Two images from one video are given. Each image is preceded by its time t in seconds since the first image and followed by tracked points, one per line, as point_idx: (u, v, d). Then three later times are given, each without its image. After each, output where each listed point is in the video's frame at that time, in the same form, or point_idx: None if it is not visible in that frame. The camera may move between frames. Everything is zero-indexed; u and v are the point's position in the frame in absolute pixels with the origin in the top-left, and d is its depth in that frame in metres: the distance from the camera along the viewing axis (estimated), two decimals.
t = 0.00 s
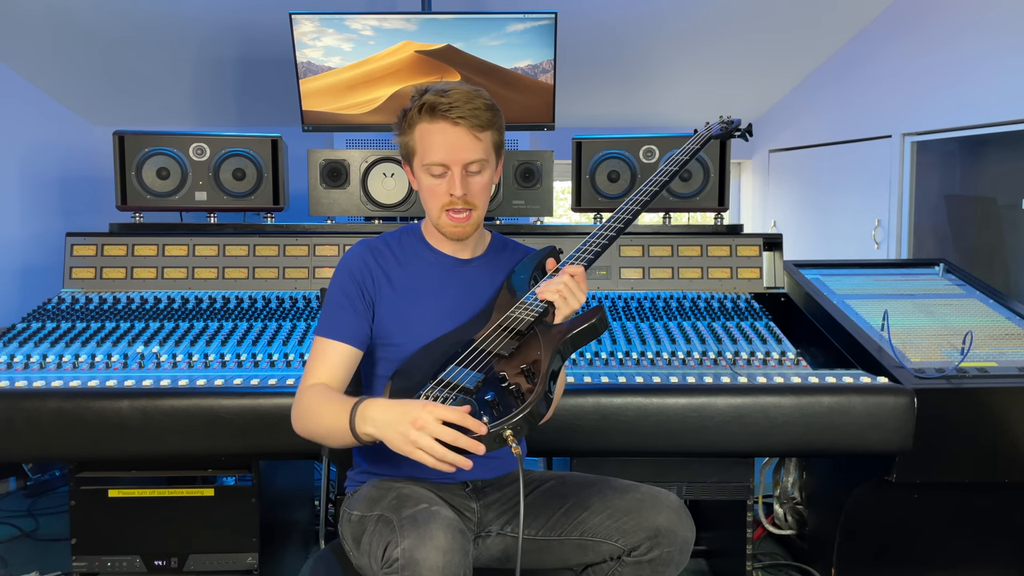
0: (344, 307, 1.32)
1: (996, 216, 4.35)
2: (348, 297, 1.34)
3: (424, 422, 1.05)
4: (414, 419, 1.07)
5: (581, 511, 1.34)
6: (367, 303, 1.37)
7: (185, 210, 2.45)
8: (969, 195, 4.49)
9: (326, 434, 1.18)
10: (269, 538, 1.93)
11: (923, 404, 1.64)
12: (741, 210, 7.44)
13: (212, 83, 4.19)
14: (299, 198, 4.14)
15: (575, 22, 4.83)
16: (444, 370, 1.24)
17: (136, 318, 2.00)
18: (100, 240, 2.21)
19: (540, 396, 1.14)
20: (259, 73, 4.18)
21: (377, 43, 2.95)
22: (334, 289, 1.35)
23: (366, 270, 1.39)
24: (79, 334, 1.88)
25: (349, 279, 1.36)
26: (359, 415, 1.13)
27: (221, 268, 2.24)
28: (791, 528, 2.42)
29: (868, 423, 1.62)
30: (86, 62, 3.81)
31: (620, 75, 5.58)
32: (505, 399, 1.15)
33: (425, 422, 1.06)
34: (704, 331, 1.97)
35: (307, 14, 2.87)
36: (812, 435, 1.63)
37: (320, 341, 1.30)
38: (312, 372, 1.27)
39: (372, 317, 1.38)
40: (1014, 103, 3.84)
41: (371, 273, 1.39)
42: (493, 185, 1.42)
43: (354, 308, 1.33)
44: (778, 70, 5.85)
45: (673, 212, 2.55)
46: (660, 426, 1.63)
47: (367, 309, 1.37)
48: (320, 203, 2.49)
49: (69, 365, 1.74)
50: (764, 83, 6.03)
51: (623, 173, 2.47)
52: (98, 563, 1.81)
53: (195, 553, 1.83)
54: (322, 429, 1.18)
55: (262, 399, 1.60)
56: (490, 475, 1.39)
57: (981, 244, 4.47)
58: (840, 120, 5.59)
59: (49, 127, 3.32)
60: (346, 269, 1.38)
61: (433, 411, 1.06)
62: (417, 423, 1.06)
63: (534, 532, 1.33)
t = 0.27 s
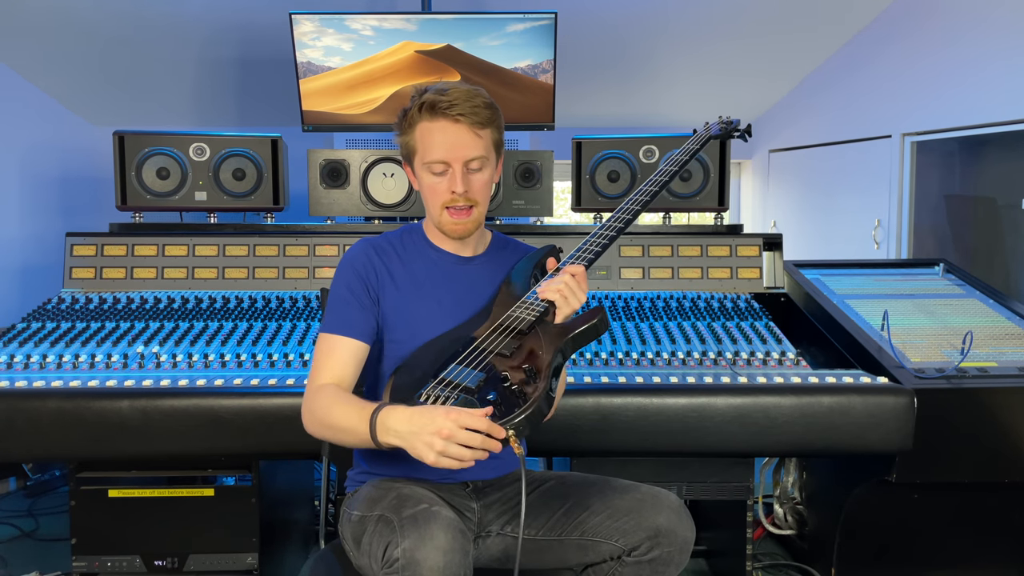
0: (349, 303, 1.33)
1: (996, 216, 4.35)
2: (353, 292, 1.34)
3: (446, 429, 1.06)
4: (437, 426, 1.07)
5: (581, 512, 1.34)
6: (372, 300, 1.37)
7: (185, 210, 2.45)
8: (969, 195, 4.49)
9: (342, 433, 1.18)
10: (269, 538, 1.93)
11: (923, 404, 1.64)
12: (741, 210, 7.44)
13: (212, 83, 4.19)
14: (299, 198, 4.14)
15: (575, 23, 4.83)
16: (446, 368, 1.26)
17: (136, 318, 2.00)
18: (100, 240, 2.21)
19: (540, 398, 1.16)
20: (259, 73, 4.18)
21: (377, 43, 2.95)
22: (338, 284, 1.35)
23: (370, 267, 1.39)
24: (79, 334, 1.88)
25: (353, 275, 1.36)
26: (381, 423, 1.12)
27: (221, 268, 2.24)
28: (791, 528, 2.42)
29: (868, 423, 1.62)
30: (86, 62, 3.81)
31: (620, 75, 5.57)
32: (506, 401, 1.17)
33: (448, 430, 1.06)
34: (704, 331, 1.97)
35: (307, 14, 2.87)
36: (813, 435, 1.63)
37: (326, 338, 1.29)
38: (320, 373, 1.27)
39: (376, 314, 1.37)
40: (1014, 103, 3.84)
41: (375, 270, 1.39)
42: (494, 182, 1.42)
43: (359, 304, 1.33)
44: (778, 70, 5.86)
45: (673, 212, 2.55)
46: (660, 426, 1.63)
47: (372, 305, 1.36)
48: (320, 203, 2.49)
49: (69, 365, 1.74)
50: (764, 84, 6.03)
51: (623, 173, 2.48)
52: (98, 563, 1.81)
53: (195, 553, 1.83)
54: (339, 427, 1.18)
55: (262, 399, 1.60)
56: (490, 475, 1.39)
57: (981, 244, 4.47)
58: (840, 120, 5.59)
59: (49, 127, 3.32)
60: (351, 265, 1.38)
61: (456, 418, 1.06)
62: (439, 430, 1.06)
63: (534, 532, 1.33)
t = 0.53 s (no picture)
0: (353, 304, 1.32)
1: (996, 217, 4.34)
2: (357, 293, 1.33)
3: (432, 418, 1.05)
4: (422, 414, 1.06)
5: (581, 512, 1.34)
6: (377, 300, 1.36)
7: (185, 210, 2.45)
8: (968, 195, 4.49)
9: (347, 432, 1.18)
10: (269, 538, 1.93)
11: (923, 404, 1.64)
12: (741, 210, 7.44)
13: (212, 83, 4.19)
14: (299, 198, 4.14)
15: (575, 23, 4.84)
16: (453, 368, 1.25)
17: (136, 318, 2.00)
18: (100, 240, 2.21)
19: (551, 392, 1.14)
20: (259, 73, 4.18)
21: (377, 43, 2.95)
22: (343, 286, 1.34)
23: (374, 268, 1.39)
24: (79, 334, 1.88)
25: (357, 276, 1.36)
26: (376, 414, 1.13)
27: (221, 268, 2.24)
28: (791, 528, 2.42)
29: (869, 423, 1.62)
30: (87, 62, 3.81)
31: (620, 75, 5.57)
32: (516, 396, 1.15)
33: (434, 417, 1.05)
34: (704, 331, 1.97)
35: (307, 14, 2.87)
36: (813, 435, 1.63)
37: (332, 339, 1.30)
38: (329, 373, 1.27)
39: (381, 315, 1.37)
40: (1015, 103, 3.84)
41: (379, 270, 1.39)
42: (495, 179, 1.42)
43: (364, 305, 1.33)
44: (778, 70, 5.86)
45: (673, 212, 2.55)
46: (660, 427, 1.63)
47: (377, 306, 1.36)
48: (320, 203, 2.49)
49: (69, 365, 1.74)
50: (764, 84, 6.03)
51: (623, 173, 2.47)
52: (98, 563, 1.81)
53: (195, 553, 1.83)
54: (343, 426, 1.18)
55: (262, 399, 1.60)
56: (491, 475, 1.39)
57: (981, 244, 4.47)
58: (840, 120, 5.59)
59: (49, 127, 3.32)
60: (354, 266, 1.37)
61: (439, 405, 1.06)
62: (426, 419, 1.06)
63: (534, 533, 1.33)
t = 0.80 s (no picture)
0: (347, 313, 1.37)
1: (996, 217, 4.34)
2: (350, 302, 1.38)
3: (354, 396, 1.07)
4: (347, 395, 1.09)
5: (581, 512, 1.34)
6: (372, 306, 1.39)
7: (185, 210, 2.45)
8: (968, 195, 4.48)
9: (323, 425, 1.29)
10: (269, 538, 1.93)
11: (923, 404, 1.64)
12: (741, 209, 7.44)
13: (212, 83, 4.19)
14: (299, 198, 4.14)
15: (575, 23, 4.83)
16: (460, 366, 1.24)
17: (136, 318, 2.00)
18: (100, 240, 2.21)
19: (560, 393, 1.12)
20: (259, 73, 4.18)
21: (377, 43, 2.95)
22: (338, 294, 1.39)
23: (371, 271, 1.40)
24: (79, 334, 1.88)
25: (352, 283, 1.39)
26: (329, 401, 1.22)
27: (221, 268, 2.24)
28: (791, 528, 2.42)
29: (869, 423, 1.62)
30: (87, 62, 3.81)
31: (621, 75, 5.57)
32: (524, 397, 1.14)
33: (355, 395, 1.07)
34: (704, 331, 1.97)
35: (307, 14, 2.87)
36: (813, 435, 1.63)
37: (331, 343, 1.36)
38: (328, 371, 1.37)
39: (377, 319, 1.39)
40: (1014, 103, 3.84)
41: (375, 274, 1.40)
42: (499, 180, 1.42)
43: (357, 312, 1.38)
44: (777, 71, 5.86)
45: (673, 212, 2.55)
46: (659, 426, 1.63)
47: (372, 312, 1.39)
48: (320, 203, 2.49)
49: (69, 365, 1.74)
50: (764, 84, 6.03)
51: (623, 173, 2.47)
52: (98, 563, 1.81)
53: (195, 553, 1.83)
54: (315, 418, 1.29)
55: (263, 399, 1.60)
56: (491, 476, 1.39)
57: (980, 244, 4.47)
58: (840, 120, 5.59)
59: (49, 127, 3.32)
60: (350, 271, 1.40)
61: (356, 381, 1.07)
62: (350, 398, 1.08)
63: (534, 533, 1.33)
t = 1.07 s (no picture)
0: (344, 312, 1.38)
1: (995, 216, 4.34)
2: (347, 301, 1.39)
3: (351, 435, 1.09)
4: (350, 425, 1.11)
5: (581, 512, 1.34)
6: (369, 306, 1.40)
7: (185, 210, 2.45)
8: (968, 195, 4.48)
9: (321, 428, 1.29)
10: (269, 538, 1.93)
11: (923, 404, 1.64)
12: (742, 210, 7.44)
13: (212, 83, 4.19)
14: (299, 198, 4.14)
15: (574, 23, 4.83)
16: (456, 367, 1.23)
17: (136, 318, 2.00)
18: (100, 240, 2.21)
19: (556, 397, 1.13)
20: (259, 73, 4.18)
21: (377, 43, 2.95)
22: (337, 293, 1.40)
23: (370, 270, 1.40)
24: (79, 334, 1.88)
25: (350, 283, 1.40)
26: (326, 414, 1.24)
27: (221, 268, 2.24)
28: (791, 528, 2.42)
29: (869, 423, 1.62)
30: (87, 62, 3.80)
31: (621, 75, 5.57)
32: (521, 400, 1.15)
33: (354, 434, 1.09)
34: (704, 332, 1.97)
35: (307, 14, 2.87)
36: (813, 435, 1.63)
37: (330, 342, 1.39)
38: (325, 370, 1.39)
39: (375, 318, 1.40)
40: (1014, 103, 3.84)
41: (374, 272, 1.40)
42: (499, 180, 1.42)
43: (354, 310, 1.38)
44: (777, 71, 5.86)
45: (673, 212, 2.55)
46: (659, 427, 1.63)
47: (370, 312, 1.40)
48: (320, 203, 2.49)
49: (69, 365, 1.74)
50: (764, 84, 6.03)
51: (623, 173, 2.48)
52: (98, 563, 1.81)
53: (195, 553, 1.83)
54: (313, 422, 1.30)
55: (262, 399, 1.60)
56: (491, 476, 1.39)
57: (980, 244, 4.47)
58: (840, 120, 5.59)
59: (49, 127, 3.31)
60: (349, 270, 1.41)
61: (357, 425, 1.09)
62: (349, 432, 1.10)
63: (534, 533, 1.33)
